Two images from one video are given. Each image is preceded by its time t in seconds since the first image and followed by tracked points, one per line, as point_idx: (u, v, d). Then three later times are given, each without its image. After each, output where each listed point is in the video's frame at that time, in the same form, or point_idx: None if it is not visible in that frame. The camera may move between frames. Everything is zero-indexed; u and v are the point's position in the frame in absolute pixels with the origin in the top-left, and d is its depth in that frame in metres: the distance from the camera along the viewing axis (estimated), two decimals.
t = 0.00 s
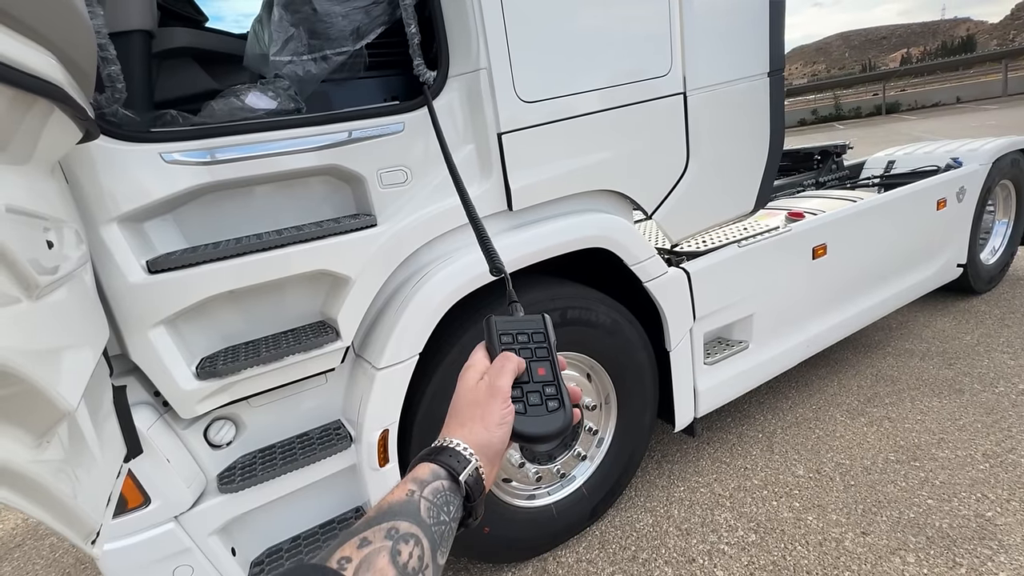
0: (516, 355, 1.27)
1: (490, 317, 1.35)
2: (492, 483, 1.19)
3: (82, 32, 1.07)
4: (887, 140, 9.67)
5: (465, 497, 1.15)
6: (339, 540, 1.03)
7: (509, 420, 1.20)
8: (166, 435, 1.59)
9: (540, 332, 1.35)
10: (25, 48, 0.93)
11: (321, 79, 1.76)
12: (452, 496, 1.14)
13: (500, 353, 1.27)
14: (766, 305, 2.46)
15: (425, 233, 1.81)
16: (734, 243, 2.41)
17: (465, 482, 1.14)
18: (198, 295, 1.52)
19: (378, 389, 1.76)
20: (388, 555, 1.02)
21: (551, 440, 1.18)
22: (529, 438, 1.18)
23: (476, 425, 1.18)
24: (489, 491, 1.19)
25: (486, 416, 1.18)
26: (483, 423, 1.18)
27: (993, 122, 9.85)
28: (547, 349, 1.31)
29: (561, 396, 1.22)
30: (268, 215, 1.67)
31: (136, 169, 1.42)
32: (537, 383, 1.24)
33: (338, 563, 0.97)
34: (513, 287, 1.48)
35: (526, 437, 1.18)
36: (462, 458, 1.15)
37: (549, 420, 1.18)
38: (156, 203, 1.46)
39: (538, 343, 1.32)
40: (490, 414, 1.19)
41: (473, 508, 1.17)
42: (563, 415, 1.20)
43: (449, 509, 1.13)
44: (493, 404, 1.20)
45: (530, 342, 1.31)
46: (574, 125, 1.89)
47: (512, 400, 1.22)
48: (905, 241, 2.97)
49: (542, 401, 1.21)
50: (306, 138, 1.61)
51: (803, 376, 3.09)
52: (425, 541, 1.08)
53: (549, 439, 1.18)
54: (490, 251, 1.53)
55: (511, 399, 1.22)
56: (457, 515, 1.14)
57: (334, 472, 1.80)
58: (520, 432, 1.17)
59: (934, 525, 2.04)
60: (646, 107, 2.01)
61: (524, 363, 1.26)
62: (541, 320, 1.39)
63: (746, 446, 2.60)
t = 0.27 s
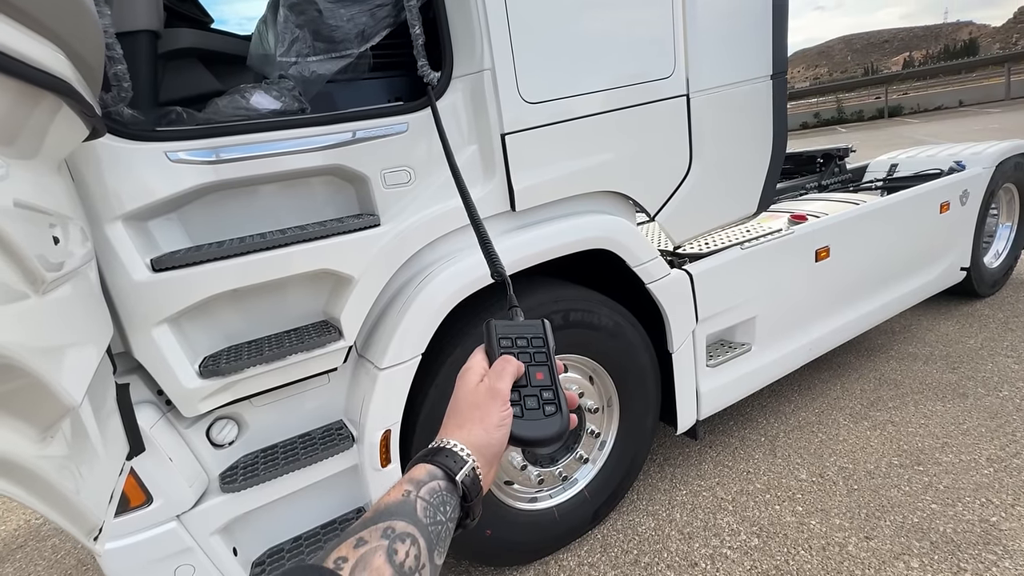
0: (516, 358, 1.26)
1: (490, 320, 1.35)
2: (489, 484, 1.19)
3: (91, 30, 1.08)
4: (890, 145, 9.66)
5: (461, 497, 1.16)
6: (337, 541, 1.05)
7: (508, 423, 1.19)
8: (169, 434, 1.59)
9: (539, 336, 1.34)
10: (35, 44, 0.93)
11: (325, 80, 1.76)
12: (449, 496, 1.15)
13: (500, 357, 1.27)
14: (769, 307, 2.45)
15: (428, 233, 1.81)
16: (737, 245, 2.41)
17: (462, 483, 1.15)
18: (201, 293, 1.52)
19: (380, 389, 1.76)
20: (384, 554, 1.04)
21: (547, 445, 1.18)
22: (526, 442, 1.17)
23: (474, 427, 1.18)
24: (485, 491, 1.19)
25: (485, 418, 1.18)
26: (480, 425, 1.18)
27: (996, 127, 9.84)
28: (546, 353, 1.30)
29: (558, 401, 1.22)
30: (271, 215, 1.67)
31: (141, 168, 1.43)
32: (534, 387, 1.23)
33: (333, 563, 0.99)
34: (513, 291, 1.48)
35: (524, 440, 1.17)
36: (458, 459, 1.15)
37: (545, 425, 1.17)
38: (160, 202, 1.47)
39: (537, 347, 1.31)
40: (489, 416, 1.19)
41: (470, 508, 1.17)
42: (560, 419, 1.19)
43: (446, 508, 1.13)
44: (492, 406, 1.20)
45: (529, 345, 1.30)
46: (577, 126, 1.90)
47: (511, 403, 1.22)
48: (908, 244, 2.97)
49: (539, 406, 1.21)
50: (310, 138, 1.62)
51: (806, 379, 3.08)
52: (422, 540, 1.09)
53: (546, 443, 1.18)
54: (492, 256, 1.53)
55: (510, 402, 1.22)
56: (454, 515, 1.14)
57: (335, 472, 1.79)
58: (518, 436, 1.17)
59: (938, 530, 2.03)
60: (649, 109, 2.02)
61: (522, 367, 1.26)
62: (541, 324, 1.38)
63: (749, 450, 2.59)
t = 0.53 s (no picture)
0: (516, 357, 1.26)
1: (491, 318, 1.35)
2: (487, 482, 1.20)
3: (99, 37, 1.09)
4: (892, 148, 9.65)
5: (460, 496, 1.17)
6: (334, 541, 1.05)
7: (507, 422, 1.20)
8: (173, 437, 1.60)
9: (540, 336, 1.34)
10: (44, 52, 0.94)
11: (329, 85, 1.77)
12: (447, 495, 1.15)
13: (501, 356, 1.27)
14: (772, 311, 2.45)
15: (432, 237, 1.82)
16: (740, 249, 2.41)
17: (459, 481, 1.15)
18: (205, 298, 1.53)
19: (383, 393, 1.77)
20: (382, 554, 1.03)
21: (546, 445, 1.18)
22: (525, 442, 1.17)
23: (472, 426, 1.18)
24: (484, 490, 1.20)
25: (483, 417, 1.19)
26: (479, 424, 1.18)
27: (998, 130, 9.83)
28: (546, 354, 1.30)
29: (557, 401, 1.22)
30: (276, 220, 1.68)
31: (146, 173, 1.44)
32: (534, 387, 1.23)
33: (330, 563, 0.99)
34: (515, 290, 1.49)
35: (523, 440, 1.17)
36: (456, 458, 1.16)
37: (544, 425, 1.18)
38: (164, 206, 1.47)
39: (538, 347, 1.31)
40: (488, 415, 1.19)
41: (468, 508, 1.18)
42: (559, 420, 1.19)
43: (444, 508, 1.14)
44: (491, 405, 1.20)
45: (530, 345, 1.31)
46: (580, 130, 1.90)
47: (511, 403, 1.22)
48: (911, 248, 2.97)
49: (539, 406, 1.21)
50: (314, 142, 1.62)
51: (809, 383, 3.08)
52: (419, 539, 1.09)
53: (545, 444, 1.18)
54: (493, 259, 1.54)
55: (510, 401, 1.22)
56: (451, 514, 1.15)
57: (338, 476, 1.80)
58: (517, 436, 1.17)
59: (943, 535, 2.03)
60: (652, 113, 2.02)
61: (523, 366, 1.26)
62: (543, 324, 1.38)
63: (752, 454, 2.59)
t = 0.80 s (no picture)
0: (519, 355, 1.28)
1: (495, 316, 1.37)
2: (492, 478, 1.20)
3: (112, 41, 1.11)
4: (894, 151, 9.66)
5: (465, 492, 1.17)
6: (342, 535, 1.07)
7: (511, 419, 1.21)
8: (178, 437, 1.61)
9: (543, 332, 1.35)
10: (59, 55, 0.96)
11: (334, 88, 1.79)
12: (452, 491, 1.16)
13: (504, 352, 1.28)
14: (774, 314, 2.46)
15: (435, 239, 1.83)
16: (742, 251, 2.42)
17: (464, 477, 1.15)
18: (211, 299, 1.54)
19: (387, 394, 1.78)
20: (388, 548, 1.05)
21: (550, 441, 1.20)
22: (530, 438, 1.19)
23: (477, 422, 1.19)
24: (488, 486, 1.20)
25: (488, 413, 1.20)
26: (484, 420, 1.19)
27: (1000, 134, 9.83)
28: (550, 350, 1.31)
29: (560, 398, 1.24)
30: (281, 223, 1.69)
31: (154, 175, 1.45)
32: (538, 383, 1.24)
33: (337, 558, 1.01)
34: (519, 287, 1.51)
35: (527, 436, 1.19)
36: (461, 454, 1.16)
37: (548, 421, 1.19)
38: (171, 208, 1.49)
39: (541, 344, 1.32)
40: (492, 411, 1.20)
41: (472, 502, 1.19)
42: (562, 416, 1.21)
43: (449, 503, 1.14)
44: (495, 401, 1.21)
45: (533, 342, 1.32)
46: (583, 133, 1.92)
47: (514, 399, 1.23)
48: (913, 251, 2.97)
49: (542, 402, 1.22)
50: (320, 145, 1.64)
51: (811, 386, 3.08)
52: (426, 534, 1.10)
53: (549, 439, 1.20)
54: (497, 253, 1.57)
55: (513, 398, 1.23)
56: (457, 509, 1.15)
57: (342, 477, 1.81)
58: (521, 432, 1.18)
59: (946, 539, 2.03)
60: (654, 116, 2.04)
61: (527, 363, 1.27)
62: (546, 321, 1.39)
63: (754, 457, 2.59)
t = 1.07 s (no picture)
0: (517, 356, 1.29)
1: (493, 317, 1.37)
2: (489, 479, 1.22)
3: (121, 39, 1.12)
4: (893, 156, 9.68)
5: (462, 493, 1.18)
6: (340, 536, 1.07)
7: (508, 421, 1.22)
8: (180, 435, 1.61)
9: (541, 335, 1.36)
10: (70, 53, 0.97)
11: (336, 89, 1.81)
12: (449, 493, 1.17)
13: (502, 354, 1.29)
14: (773, 316, 2.47)
15: (436, 240, 1.84)
16: (741, 253, 2.43)
17: (462, 479, 1.16)
18: (214, 297, 1.55)
19: (388, 393, 1.79)
20: (386, 549, 1.06)
21: (546, 443, 1.20)
22: (526, 440, 1.20)
23: (474, 424, 1.20)
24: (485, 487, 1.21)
25: (485, 415, 1.21)
26: (481, 422, 1.20)
27: (999, 139, 9.86)
28: (547, 352, 1.32)
29: (557, 400, 1.24)
30: (283, 223, 1.71)
31: (158, 174, 1.46)
32: (535, 386, 1.25)
33: (335, 558, 1.01)
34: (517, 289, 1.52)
35: (524, 438, 1.20)
36: (459, 455, 1.17)
37: (544, 424, 1.20)
38: (174, 208, 1.50)
39: (538, 346, 1.34)
40: (489, 413, 1.21)
41: (469, 505, 1.20)
42: (559, 419, 1.22)
43: (446, 504, 1.15)
44: (492, 403, 1.22)
45: (531, 344, 1.33)
46: (584, 135, 1.93)
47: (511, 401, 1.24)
48: (912, 253, 2.98)
49: (539, 404, 1.23)
50: (323, 145, 1.66)
51: (811, 389, 3.09)
52: (422, 535, 1.10)
53: (546, 442, 1.20)
54: (497, 257, 1.59)
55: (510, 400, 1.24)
56: (454, 511, 1.16)
57: (343, 476, 1.81)
58: (518, 434, 1.19)
59: (945, 542, 2.03)
60: (654, 118, 2.05)
61: (524, 365, 1.28)
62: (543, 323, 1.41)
63: (754, 460, 2.60)
